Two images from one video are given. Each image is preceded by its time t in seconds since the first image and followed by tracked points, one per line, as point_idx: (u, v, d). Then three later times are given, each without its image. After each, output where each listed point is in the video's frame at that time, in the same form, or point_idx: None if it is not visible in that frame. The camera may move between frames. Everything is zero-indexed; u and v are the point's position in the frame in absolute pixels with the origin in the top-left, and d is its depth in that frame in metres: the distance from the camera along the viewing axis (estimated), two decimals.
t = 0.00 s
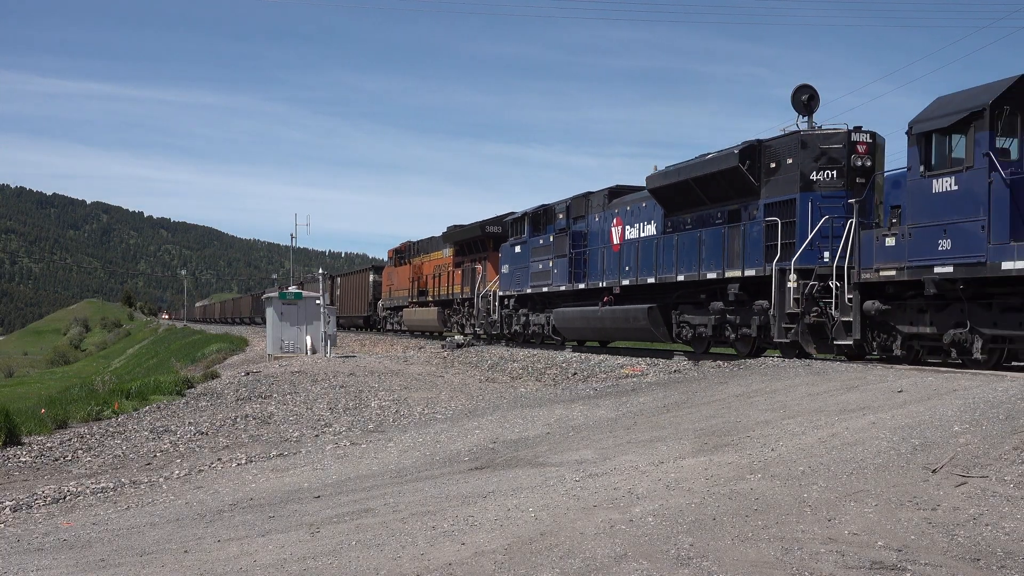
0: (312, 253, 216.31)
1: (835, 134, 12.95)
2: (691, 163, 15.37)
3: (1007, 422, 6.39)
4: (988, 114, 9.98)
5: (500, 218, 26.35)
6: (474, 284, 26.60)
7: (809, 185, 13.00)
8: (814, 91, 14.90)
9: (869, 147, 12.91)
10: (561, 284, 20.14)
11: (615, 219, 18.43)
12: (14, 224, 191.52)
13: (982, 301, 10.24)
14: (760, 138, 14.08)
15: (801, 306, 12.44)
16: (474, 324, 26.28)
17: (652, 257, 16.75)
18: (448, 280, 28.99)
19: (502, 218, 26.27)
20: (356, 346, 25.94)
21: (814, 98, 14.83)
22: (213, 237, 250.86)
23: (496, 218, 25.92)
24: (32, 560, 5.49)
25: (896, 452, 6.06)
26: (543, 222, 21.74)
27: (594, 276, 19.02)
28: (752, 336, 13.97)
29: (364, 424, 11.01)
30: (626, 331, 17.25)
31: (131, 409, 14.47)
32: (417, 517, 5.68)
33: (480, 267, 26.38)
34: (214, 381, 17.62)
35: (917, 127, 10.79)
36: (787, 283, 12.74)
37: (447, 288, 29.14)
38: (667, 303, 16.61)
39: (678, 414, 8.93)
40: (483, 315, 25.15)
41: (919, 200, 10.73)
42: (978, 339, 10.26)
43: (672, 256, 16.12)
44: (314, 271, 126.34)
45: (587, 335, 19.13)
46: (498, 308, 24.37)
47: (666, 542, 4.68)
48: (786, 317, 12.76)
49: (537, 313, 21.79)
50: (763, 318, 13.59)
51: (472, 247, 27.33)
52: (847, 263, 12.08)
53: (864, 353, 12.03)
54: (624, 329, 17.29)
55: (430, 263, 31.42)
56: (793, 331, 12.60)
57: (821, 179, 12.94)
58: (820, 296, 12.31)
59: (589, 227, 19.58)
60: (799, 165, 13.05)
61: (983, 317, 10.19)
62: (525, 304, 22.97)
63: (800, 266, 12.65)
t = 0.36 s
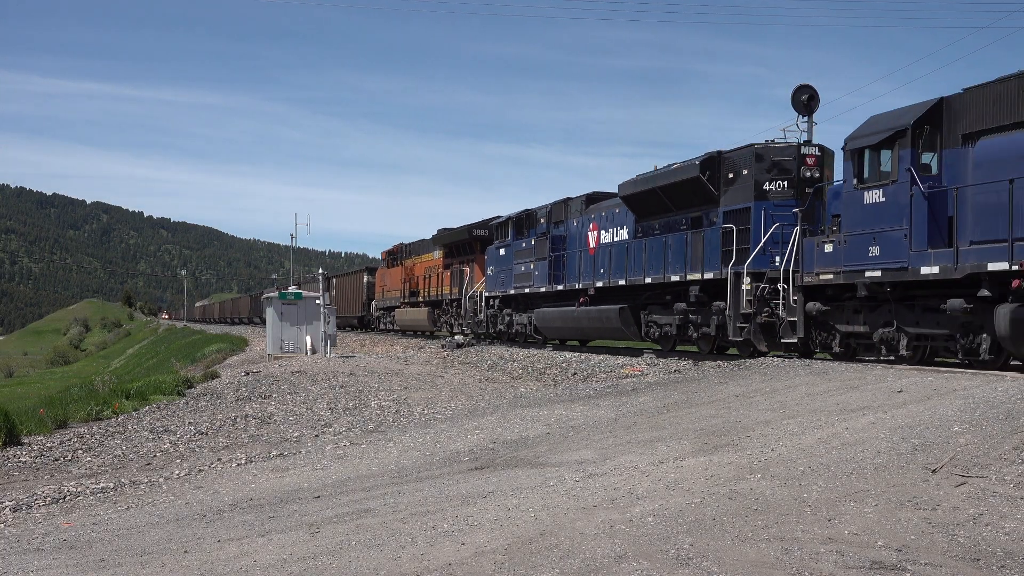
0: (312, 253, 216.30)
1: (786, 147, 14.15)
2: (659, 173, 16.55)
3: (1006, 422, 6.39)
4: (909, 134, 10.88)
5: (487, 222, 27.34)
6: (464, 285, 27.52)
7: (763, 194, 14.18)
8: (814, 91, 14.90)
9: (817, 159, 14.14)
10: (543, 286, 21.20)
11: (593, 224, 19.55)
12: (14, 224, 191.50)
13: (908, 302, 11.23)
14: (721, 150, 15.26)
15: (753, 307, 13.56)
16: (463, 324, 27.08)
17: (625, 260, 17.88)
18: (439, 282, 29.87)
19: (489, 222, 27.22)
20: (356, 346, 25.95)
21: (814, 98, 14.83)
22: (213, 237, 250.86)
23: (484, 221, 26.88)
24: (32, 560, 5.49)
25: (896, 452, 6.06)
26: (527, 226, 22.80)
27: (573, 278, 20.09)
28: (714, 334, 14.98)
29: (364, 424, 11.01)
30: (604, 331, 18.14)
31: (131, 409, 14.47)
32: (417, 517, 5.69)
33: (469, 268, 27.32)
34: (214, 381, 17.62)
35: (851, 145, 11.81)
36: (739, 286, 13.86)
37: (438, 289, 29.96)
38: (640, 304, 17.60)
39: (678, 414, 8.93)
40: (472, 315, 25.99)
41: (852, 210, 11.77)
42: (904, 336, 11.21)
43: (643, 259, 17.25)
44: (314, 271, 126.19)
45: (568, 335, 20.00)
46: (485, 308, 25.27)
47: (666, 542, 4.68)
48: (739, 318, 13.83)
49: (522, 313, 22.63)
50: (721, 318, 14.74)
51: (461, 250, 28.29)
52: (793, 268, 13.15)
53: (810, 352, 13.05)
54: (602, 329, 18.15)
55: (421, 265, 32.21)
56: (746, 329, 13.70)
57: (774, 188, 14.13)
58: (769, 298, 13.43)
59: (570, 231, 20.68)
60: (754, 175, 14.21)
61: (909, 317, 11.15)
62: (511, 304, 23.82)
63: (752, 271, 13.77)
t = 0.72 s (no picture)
0: (313, 253, 216.29)
1: (744, 158, 15.23)
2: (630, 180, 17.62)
3: (1007, 422, 6.39)
4: (844, 149, 11.83)
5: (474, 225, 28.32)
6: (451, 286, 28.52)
7: (723, 203, 15.25)
8: (814, 91, 14.87)
9: (773, 171, 15.31)
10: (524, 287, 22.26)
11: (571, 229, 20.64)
12: (14, 224, 191.47)
13: (845, 303, 12.09)
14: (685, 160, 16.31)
15: (712, 308, 14.61)
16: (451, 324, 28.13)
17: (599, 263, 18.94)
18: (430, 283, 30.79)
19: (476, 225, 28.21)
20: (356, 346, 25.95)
21: (813, 98, 14.79)
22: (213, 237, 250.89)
23: (471, 224, 27.85)
24: (32, 560, 5.49)
25: (896, 452, 6.05)
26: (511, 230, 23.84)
27: (552, 280, 21.18)
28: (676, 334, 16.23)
29: (364, 424, 11.01)
30: (577, 331, 19.39)
31: (131, 409, 14.47)
32: (417, 517, 5.69)
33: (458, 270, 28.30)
34: (214, 381, 17.62)
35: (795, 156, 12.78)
36: (700, 288, 14.96)
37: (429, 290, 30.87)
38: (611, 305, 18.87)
39: (678, 414, 8.93)
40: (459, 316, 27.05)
41: (797, 218, 12.77)
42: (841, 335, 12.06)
43: (615, 263, 18.31)
44: (314, 271, 126.19)
45: (547, 335, 21.18)
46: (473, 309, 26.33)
47: (666, 542, 4.68)
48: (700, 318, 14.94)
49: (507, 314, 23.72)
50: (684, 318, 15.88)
51: (450, 252, 29.26)
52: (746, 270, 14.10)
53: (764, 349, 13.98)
54: (577, 329, 19.34)
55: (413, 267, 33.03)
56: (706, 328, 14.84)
57: (732, 198, 15.24)
58: (727, 299, 14.44)
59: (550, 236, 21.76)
60: (714, 185, 15.28)
61: (845, 317, 12.00)
62: (496, 305, 24.85)
63: (711, 274, 14.80)
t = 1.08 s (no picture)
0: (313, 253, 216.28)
1: (708, 168, 16.05)
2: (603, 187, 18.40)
3: (1007, 422, 6.39)
4: (789, 163, 13.03)
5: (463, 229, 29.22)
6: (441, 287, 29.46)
7: (688, 210, 16.04)
8: (814, 91, 14.88)
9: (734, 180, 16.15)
10: (508, 288, 23.20)
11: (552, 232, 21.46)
12: (14, 224, 191.45)
13: (792, 305, 13.14)
14: (654, 168, 17.07)
15: (674, 309, 15.54)
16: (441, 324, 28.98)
17: (576, 266, 19.75)
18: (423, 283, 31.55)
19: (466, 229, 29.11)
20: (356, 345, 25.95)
21: (814, 98, 14.80)
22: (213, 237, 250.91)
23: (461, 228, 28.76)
24: (32, 560, 5.49)
25: (896, 452, 6.05)
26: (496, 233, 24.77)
27: (535, 280, 22.09)
28: (644, 332, 17.08)
29: (364, 424, 11.01)
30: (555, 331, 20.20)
31: (131, 409, 14.46)
32: (417, 517, 5.69)
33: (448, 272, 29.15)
34: (214, 381, 17.61)
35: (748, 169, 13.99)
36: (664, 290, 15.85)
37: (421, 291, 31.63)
38: (586, 305, 19.67)
39: (678, 414, 8.93)
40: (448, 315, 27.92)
41: (751, 226, 13.89)
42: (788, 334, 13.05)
43: (591, 266, 19.12)
44: (314, 271, 126.20)
45: (529, 334, 22.02)
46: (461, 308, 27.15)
47: (666, 542, 4.68)
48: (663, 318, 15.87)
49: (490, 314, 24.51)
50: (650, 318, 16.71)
51: (441, 254, 30.21)
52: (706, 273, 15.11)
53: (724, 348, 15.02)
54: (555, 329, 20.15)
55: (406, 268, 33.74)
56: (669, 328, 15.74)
57: (696, 206, 16.04)
58: (689, 300, 15.42)
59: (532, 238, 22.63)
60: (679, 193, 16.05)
61: (792, 317, 13.00)
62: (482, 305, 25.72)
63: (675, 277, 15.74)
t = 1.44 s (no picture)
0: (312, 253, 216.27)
1: (675, 177, 17.10)
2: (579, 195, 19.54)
3: (1007, 422, 6.39)
4: (743, 174, 14.01)
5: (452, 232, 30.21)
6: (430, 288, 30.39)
7: (655, 217, 17.14)
8: (814, 91, 14.91)
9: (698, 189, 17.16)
10: (493, 289, 24.34)
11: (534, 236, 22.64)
12: (14, 224, 191.42)
13: (747, 306, 14.10)
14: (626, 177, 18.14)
15: (644, 309, 16.58)
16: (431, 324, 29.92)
17: (555, 268, 20.91)
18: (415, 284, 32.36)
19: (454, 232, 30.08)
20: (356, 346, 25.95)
21: (814, 98, 14.83)
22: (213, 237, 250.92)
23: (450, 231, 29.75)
24: (32, 560, 5.49)
25: (896, 452, 6.05)
26: (483, 236, 25.90)
27: (517, 282, 23.17)
28: (617, 331, 18.17)
29: (364, 424, 11.01)
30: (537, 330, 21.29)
31: (131, 409, 14.47)
32: (417, 517, 5.69)
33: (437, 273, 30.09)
34: (214, 381, 17.62)
35: (708, 178, 14.97)
36: (636, 291, 16.93)
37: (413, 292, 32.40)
38: (564, 305, 20.78)
39: (678, 414, 8.93)
40: (438, 315, 28.93)
41: (710, 232, 14.94)
42: (743, 333, 14.02)
43: (569, 269, 20.23)
44: (314, 271, 126.20)
45: (513, 334, 23.13)
46: (450, 308, 28.14)
47: (666, 542, 4.68)
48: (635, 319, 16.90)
49: (478, 314, 25.57)
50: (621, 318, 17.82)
51: (431, 256, 31.17)
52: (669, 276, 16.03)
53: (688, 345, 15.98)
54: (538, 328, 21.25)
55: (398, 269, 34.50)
56: (640, 327, 16.84)
57: (664, 213, 17.12)
58: (657, 301, 16.41)
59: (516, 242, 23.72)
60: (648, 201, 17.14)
61: (746, 317, 13.97)
62: (469, 305, 26.77)
63: (646, 279, 16.78)
